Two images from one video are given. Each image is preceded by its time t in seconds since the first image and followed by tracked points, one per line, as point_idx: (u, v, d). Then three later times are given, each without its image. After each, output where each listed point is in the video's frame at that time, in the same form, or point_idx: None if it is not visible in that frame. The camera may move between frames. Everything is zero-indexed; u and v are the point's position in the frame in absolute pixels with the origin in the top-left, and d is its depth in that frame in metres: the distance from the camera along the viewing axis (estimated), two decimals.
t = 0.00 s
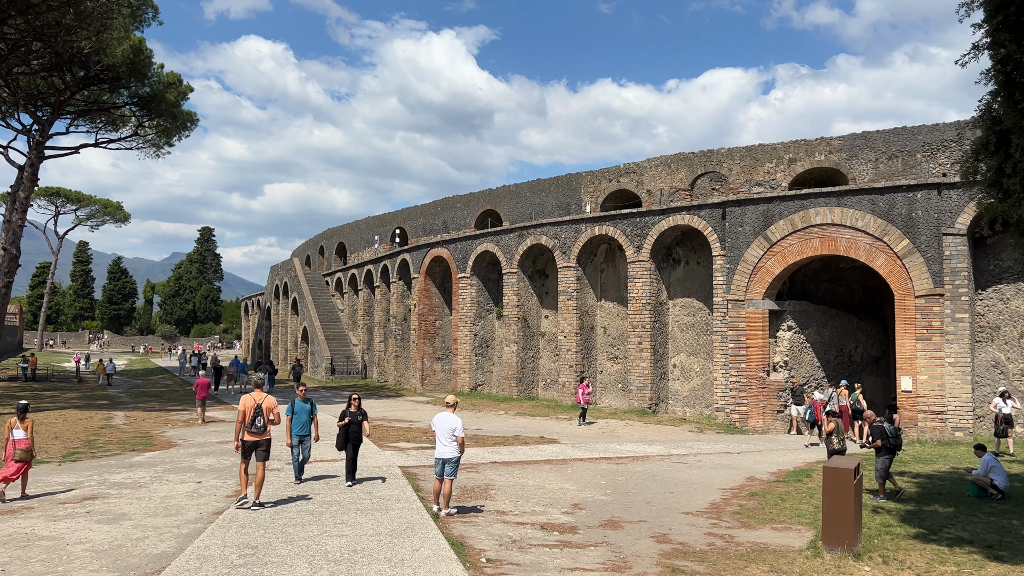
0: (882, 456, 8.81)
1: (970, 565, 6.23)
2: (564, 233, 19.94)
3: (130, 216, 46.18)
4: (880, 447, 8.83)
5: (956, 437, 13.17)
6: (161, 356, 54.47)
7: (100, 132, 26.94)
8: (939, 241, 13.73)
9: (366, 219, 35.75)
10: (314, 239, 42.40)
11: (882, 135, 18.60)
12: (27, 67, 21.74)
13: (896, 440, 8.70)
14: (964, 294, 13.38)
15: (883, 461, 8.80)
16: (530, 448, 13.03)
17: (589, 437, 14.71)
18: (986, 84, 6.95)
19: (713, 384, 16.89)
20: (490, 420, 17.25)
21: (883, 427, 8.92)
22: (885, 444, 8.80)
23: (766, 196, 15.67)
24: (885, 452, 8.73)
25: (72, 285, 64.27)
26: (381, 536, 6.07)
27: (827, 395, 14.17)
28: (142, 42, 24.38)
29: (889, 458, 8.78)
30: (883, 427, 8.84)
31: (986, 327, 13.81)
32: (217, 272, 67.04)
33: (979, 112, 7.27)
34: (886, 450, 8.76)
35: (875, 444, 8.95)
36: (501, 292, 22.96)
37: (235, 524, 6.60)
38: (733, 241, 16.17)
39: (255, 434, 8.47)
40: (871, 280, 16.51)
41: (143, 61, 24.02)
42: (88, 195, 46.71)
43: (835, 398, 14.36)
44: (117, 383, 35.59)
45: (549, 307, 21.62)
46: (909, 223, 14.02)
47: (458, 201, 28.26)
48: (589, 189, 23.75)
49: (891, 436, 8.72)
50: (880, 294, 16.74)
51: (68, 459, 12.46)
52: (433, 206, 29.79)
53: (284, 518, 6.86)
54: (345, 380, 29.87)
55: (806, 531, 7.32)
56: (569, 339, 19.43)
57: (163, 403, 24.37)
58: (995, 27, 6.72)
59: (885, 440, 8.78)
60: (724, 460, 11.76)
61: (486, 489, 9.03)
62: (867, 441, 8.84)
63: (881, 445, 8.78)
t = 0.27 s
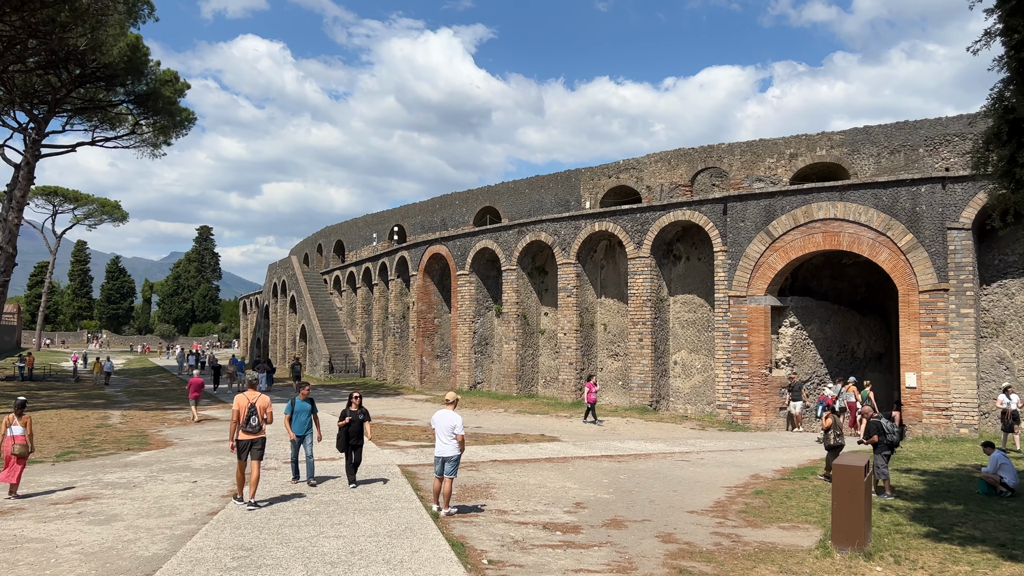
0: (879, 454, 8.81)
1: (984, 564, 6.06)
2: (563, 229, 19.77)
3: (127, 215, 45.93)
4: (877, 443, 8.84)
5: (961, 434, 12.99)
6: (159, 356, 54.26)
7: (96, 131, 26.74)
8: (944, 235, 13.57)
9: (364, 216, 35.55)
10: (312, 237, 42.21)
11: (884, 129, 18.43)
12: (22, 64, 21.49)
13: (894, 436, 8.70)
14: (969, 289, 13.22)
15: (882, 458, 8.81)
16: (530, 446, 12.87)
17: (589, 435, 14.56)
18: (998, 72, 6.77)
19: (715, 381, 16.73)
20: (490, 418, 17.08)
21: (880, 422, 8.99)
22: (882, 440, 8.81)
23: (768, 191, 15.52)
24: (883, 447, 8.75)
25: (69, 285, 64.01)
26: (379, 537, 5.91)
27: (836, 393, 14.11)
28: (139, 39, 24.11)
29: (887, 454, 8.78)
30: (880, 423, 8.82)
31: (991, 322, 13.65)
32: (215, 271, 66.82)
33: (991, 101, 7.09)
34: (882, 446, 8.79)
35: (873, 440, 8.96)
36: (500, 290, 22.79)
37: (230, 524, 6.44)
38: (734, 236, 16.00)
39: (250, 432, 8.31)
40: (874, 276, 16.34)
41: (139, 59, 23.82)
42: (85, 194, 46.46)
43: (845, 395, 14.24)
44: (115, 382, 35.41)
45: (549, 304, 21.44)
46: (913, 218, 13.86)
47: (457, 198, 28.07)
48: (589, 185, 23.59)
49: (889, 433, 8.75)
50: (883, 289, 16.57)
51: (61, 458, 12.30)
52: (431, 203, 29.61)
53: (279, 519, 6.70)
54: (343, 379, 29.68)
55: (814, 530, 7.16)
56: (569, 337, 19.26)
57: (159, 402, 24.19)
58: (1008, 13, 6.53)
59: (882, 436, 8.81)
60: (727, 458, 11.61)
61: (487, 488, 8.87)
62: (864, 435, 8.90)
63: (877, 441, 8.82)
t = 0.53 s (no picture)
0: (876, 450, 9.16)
1: (1001, 566, 5.90)
2: (564, 225, 19.59)
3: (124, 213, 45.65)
4: (874, 440, 9.21)
5: (968, 431, 12.83)
6: (156, 354, 54.03)
7: (92, 127, 26.51)
8: (949, 230, 13.39)
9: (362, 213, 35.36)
10: (310, 234, 42.00)
11: (887, 124, 18.25)
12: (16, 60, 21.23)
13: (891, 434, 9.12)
14: (975, 285, 13.06)
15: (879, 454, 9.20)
16: (531, 444, 12.70)
17: (591, 433, 14.40)
18: (1014, 61, 6.59)
19: (717, 378, 16.58)
20: (491, 416, 16.91)
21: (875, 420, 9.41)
22: (880, 438, 9.19)
23: (771, 186, 15.34)
24: (880, 444, 9.14)
25: (66, 283, 63.70)
26: (380, 540, 5.75)
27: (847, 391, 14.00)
28: (135, 35, 23.84)
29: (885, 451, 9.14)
30: (878, 420, 9.25)
31: (997, 318, 13.49)
32: (213, 269, 66.55)
33: (1006, 91, 6.91)
34: (880, 443, 9.15)
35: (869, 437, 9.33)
36: (500, 286, 22.62)
37: (226, 527, 6.28)
38: (737, 232, 15.83)
39: (242, 430, 8.14)
40: (877, 272, 16.16)
41: (135, 54, 23.57)
42: (82, 192, 46.18)
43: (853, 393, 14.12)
44: (111, 381, 35.20)
45: (549, 301, 21.27)
46: (919, 213, 13.68)
47: (456, 195, 27.87)
48: (589, 181, 23.41)
49: (886, 431, 9.17)
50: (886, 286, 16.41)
51: (55, 458, 12.11)
52: (430, 200, 29.41)
53: (277, 521, 6.54)
54: (342, 377, 29.50)
55: (824, 530, 7.00)
56: (569, 334, 19.10)
57: (156, 401, 23.99)
58: None
59: (880, 433, 9.20)
60: (731, 456, 11.46)
61: (489, 488, 8.70)
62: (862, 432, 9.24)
63: (874, 438, 9.18)
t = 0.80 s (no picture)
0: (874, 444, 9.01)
1: (1017, 565, 5.76)
2: (565, 220, 19.43)
3: (122, 208, 45.39)
4: (873, 434, 9.06)
5: (973, 427, 12.69)
6: (154, 350, 53.86)
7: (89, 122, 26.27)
8: (955, 225, 13.23)
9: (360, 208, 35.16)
10: (308, 229, 41.80)
11: (890, 118, 18.08)
12: (12, 53, 20.98)
13: (891, 429, 8.96)
14: (981, 280, 12.91)
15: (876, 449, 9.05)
16: (534, 440, 12.56)
17: (593, 429, 14.27)
18: None
19: (720, 374, 16.45)
20: (492, 412, 16.77)
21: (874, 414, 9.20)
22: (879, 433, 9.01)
23: (775, 179, 15.18)
24: (878, 440, 8.94)
25: (64, 279, 63.45)
26: (382, 539, 5.60)
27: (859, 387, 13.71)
28: (132, 28, 23.57)
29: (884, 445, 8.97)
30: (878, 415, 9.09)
31: (1003, 313, 13.33)
32: (211, 265, 66.32)
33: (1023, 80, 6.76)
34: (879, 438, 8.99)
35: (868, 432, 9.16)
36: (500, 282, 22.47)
37: (225, 525, 6.14)
38: (740, 226, 15.68)
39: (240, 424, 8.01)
40: (881, 267, 16.00)
41: (132, 47, 23.27)
42: (79, 188, 45.91)
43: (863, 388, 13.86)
44: (109, 377, 35.02)
45: (550, 296, 21.11)
46: (924, 207, 13.52)
47: (455, 190, 27.71)
48: (590, 175, 23.23)
49: (886, 426, 8.97)
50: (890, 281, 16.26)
51: (51, 455, 11.97)
52: (430, 195, 29.23)
53: (276, 519, 6.40)
54: (341, 373, 29.34)
55: (835, 528, 6.86)
56: (570, 329, 18.95)
57: (154, 397, 23.83)
58: None
59: (879, 428, 9.01)
60: (735, 453, 11.34)
61: (491, 485, 8.57)
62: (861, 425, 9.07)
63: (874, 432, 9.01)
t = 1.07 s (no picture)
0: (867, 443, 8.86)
1: None
2: (564, 216, 19.27)
3: (117, 206, 45.09)
4: (868, 433, 8.91)
5: (977, 425, 12.55)
6: (150, 348, 53.57)
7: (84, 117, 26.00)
8: (958, 220, 13.03)
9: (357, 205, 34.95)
10: (305, 226, 41.57)
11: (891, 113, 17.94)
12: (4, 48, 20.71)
13: (886, 428, 8.80)
14: (985, 276, 12.73)
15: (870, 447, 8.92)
16: (533, 438, 12.40)
17: (593, 427, 14.13)
18: None
19: (720, 371, 16.31)
20: (491, 410, 16.61)
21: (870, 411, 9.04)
22: (873, 431, 8.85)
23: (777, 174, 15.02)
24: (872, 438, 8.83)
25: (59, 276, 63.10)
26: (380, 541, 5.43)
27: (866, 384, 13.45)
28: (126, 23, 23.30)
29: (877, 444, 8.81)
30: (872, 414, 8.94)
31: (1007, 310, 13.19)
32: (207, 263, 66.01)
33: None
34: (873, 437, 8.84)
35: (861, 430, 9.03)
36: (498, 279, 22.30)
37: (218, 527, 5.98)
38: (741, 222, 15.53)
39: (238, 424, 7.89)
40: (882, 263, 15.85)
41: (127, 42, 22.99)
42: (74, 185, 45.59)
43: (870, 386, 13.63)
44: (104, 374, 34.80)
45: (548, 293, 20.95)
46: (927, 202, 13.32)
47: (453, 186, 27.52)
48: (589, 171, 23.07)
49: (881, 425, 8.79)
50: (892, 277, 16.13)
51: (43, 454, 11.79)
52: (427, 191, 29.03)
53: (271, 520, 6.23)
54: (338, 370, 29.14)
55: (844, 529, 6.72)
56: (569, 326, 18.80)
57: (148, 394, 23.64)
58: None
59: (874, 427, 8.83)
60: (737, 451, 11.21)
61: (491, 484, 8.40)
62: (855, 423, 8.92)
63: (868, 431, 8.84)
